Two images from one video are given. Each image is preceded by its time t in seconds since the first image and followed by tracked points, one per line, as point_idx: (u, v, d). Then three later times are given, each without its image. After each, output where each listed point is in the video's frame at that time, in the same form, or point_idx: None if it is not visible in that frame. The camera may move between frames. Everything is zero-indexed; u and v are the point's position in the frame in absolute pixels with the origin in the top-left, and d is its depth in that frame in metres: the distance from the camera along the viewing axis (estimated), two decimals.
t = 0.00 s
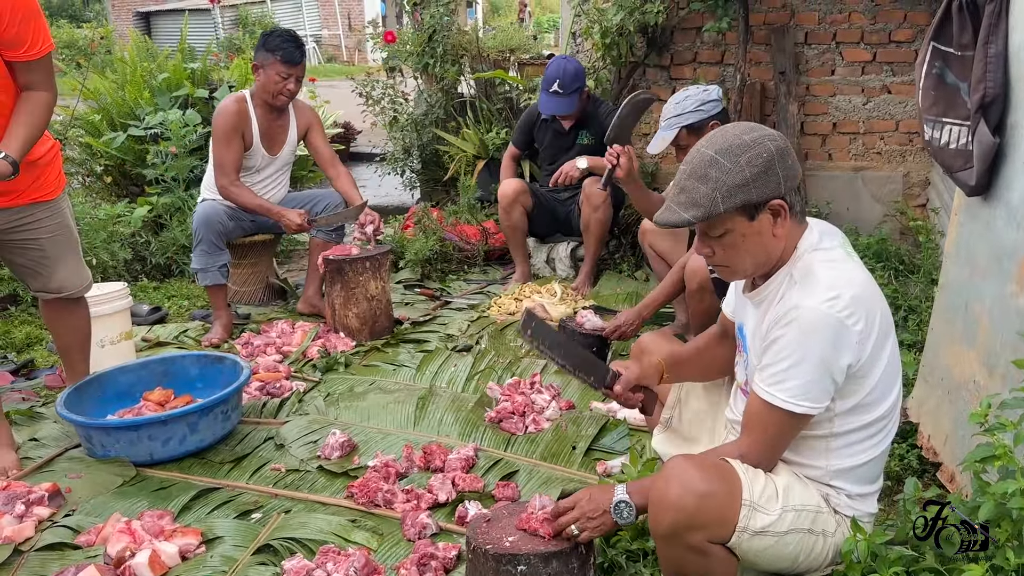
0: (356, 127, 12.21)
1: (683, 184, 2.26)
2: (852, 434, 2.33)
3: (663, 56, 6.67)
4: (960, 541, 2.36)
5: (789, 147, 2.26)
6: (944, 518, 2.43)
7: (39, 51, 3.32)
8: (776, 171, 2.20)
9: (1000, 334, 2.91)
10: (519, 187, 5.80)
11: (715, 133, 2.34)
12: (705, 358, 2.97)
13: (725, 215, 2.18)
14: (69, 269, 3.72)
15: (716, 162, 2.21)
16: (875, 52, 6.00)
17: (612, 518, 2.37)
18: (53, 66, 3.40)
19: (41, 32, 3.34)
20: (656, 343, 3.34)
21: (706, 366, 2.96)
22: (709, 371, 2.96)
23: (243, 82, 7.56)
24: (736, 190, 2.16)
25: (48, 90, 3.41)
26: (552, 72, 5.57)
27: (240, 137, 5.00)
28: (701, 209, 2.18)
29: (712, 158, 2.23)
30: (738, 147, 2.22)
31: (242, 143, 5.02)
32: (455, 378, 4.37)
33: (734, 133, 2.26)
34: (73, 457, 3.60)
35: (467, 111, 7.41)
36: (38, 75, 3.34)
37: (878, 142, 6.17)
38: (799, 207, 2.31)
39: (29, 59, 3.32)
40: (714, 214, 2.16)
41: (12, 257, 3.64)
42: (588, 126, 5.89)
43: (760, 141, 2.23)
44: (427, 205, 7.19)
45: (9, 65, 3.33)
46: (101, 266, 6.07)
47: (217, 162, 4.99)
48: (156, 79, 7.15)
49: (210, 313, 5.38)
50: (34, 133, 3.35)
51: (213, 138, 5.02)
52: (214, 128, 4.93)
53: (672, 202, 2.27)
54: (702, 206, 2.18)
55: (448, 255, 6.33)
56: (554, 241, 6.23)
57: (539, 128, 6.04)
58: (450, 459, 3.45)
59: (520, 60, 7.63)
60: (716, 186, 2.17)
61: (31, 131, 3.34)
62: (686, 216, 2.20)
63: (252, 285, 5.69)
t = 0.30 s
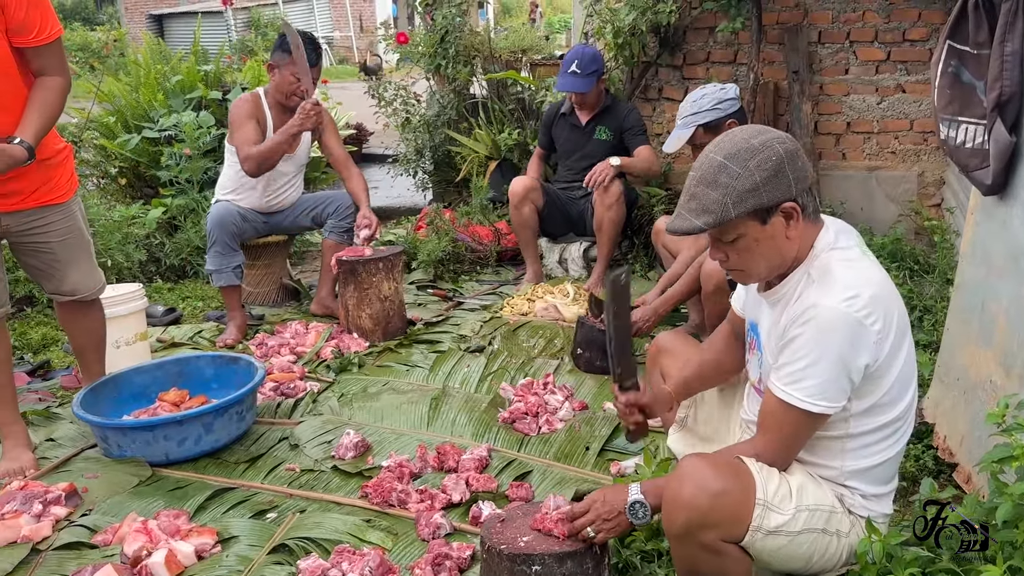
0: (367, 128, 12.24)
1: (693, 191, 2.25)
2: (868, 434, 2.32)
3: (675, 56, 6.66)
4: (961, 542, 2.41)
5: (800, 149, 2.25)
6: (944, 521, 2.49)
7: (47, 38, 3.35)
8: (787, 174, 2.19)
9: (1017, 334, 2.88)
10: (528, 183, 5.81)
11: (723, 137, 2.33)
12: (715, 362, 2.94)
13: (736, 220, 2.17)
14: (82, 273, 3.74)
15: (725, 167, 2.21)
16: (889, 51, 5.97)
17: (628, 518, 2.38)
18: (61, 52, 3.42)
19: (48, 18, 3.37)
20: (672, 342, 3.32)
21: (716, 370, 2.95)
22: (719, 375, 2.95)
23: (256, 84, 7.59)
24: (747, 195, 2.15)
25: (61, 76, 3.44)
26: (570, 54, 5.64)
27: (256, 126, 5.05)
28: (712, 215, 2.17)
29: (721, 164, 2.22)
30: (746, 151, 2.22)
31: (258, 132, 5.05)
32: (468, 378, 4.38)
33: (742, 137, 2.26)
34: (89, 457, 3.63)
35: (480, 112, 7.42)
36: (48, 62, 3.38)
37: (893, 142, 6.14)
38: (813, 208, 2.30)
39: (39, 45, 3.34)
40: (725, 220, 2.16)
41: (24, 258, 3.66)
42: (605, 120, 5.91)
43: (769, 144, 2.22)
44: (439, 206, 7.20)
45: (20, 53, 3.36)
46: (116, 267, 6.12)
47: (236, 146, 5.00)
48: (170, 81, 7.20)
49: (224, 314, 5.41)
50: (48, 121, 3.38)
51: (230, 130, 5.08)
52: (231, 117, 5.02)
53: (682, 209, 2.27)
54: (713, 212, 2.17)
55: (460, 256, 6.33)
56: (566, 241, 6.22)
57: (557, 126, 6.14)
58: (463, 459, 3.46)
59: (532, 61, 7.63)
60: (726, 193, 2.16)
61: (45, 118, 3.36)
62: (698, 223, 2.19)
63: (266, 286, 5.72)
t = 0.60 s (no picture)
0: (376, 127, 12.27)
1: (715, 179, 2.25)
2: (886, 431, 2.32)
3: (685, 53, 6.65)
4: (963, 541, 2.43)
5: (825, 144, 2.24)
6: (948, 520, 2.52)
7: (54, 28, 3.37)
8: (810, 167, 2.19)
9: None
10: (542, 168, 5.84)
11: (748, 128, 2.33)
12: (729, 366, 2.92)
13: (757, 209, 2.17)
14: (97, 268, 3.77)
15: (749, 157, 2.20)
16: (900, 48, 5.94)
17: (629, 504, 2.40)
18: (68, 43, 3.45)
19: (54, 8, 3.39)
20: (687, 339, 3.33)
21: (731, 375, 2.92)
22: (735, 379, 2.93)
23: (266, 83, 7.62)
24: (769, 185, 2.15)
25: (68, 68, 3.45)
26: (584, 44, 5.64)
27: (272, 137, 5.04)
28: (733, 203, 2.17)
29: (746, 152, 2.22)
30: (772, 141, 2.21)
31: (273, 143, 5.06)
32: (479, 375, 4.39)
33: (769, 128, 2.25)
34: (104, 454, 3.66)
35: (489, 110, 7.43)
36: (55, 53, 3.39)
37: (904, 139, 6.11)
38: (833, 204, 2.30)
39: (46, 36, 3.36)
40: (746, 209, 2.16)
41: (40, 254, 3.67)
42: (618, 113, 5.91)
43: (794, 137, 2.22)
44: (449, 204, 7.21)
45: (27, 44, 3.39)
46: (128, 266, 6.15)
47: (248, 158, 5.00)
48: (181, 81, 7.23)
49: (236, 312, 5.44)
50: (56, 111, 3.38)
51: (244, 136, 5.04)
52: (248, 125, 4.96)
53: (704, 196, 2.27)
54: (734, 200, 2.17)
55: (470, 253, 6.34)
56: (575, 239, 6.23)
57: (570, 121, 6.17)
58: (476, 455, 3.47)
59: (541, 59, 7.63)
60: (749, 181, 2.17)
61: (54, 108, 3.36)
62: (718, 211, 2.19)
63: (277, 284, 5.75)
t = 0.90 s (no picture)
0: (385, 126, 12.30)
1: (718, 171, 2.27)
2: (895, 426, 2.31)
3: (695, 51, 6.64)
4: (962, 542, 2.41)
5: (826, 137, 2.23)
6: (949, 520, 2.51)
7: (63, 28, 3.39)
8: (809, 159, 2.18)
9: None
10: (550, 171, 5.82)
11: (753, 122, 2.33)
12: (739, 362, 2.91)
13: (755, 201, 2.17)
14: (108, 268, 3.79)
15: (749, 149, 2.21)
16: (911, 45, 5.92)
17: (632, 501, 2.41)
18: (77, 44, 3.46)
19: (64, 8, 3.41)
20: (696, 336, 3.33)
21: (740, 370, 2.92)
22: (745, 375, 2.93)
23: (275, 82, 7.64)
24: (766, 176, 2.15)
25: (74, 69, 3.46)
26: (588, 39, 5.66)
27: (273, 136, 5.06)
28: (731, 194, 2.18)
29: (746, 146, 2.23)
30: (772, 134, 2.22)
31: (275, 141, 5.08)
32: (490, 373, 4.40)
33: (769, 122, 2.26)
34: (118, 451, 3.68)
35: (498, 109, 7.44)
36: (62, 53, 3.40)
37: (914, 136, 6.09)
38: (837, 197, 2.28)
39: (54, 36, 3.38)
40: (744, 200, 2.16)
41: (50, 253, 3.70)
42: (627, 111, 5.92)
43: (793, 130, 2.22)
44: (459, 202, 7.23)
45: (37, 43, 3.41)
46: (140, 264, 6.18)
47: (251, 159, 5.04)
48: (191, 80, 7.26)
49: (247, 310, 5.47)
50: (56, 112, 3.37)
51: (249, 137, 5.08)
52: (251, 126, 5.00)
53: (706, 188, 2.28)
54: (732, 191, 2.18)
55: (480, 252, 6.35)
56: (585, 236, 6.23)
57: (577, 121, 6.18)
58: (488, 452, 3.47)
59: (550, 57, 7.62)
60: (746, 173, 2.17)
61: (54, 108, 3.36)
62: (717, 202, 2.21)
63: (288, 282, 5.78)
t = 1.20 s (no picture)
0: (399, 123, 12.33)
1: (718, 167, 2.28)
2: (911, 418, 2.30)
3: (710, 49, 6.61)
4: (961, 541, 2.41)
5: (822, 131, 2.22)
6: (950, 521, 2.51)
7: (78, 23, 3.41)
8: (803, 151, 2.17)
9: None
10: (564, 178, 5.82)
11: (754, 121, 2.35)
12: (755, 359, 2.90)
13: (750, 193, 2.18)
14: (128, 266, 3.82)
15: (744, 145, 2.23)
16: (929, 44, 5.88)
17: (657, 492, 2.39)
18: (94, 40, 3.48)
19: (81, 4, 3.43)
20: (712, 336, 3.32)
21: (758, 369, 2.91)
22: (761, 374, 2.92)
23: (290, 80, 7.67)
24: (761, 169, 2.16)
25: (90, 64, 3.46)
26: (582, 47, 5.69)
27: (286, 137, 5.11)
28: (727, 187, 2.20)
29: (743, 142, 2.25)
30: (767, 130, 2.24)
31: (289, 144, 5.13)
32: (505, 371, 4.40)
33: (767, 118, 2.28)
34: (136, 446, 3.71)
35: (513, 106, 7.45)
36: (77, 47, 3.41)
37: (932, 135, 6.04)
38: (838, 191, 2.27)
39: (68, 30, 3.39)
40: (739, 192, 2.17)
41: (70, 250, 3.73)
42: (632, 110, 5.92)
43: (787, 125, 2.23)
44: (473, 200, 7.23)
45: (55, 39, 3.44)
46: (156, 261, 6.23)
47: (270, 165, 5.09)
48: (207, 77, 7.29)
49: (263, 307, 5.50)
50: (68, 104, 3.37)
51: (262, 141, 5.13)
52: (262, 130, 5.04)
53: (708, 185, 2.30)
54: (728, 184, 2.20)
55: (494, 250, 6.35)
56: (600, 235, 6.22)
57: (581, 125, 6.17)
58: (504, 450, 3.48)
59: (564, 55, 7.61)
60: (743, 167, 2.18)
61: (65, 101, 3.36)
62: (715, 195, 2.23)
63: (303, 279, 5.81)
